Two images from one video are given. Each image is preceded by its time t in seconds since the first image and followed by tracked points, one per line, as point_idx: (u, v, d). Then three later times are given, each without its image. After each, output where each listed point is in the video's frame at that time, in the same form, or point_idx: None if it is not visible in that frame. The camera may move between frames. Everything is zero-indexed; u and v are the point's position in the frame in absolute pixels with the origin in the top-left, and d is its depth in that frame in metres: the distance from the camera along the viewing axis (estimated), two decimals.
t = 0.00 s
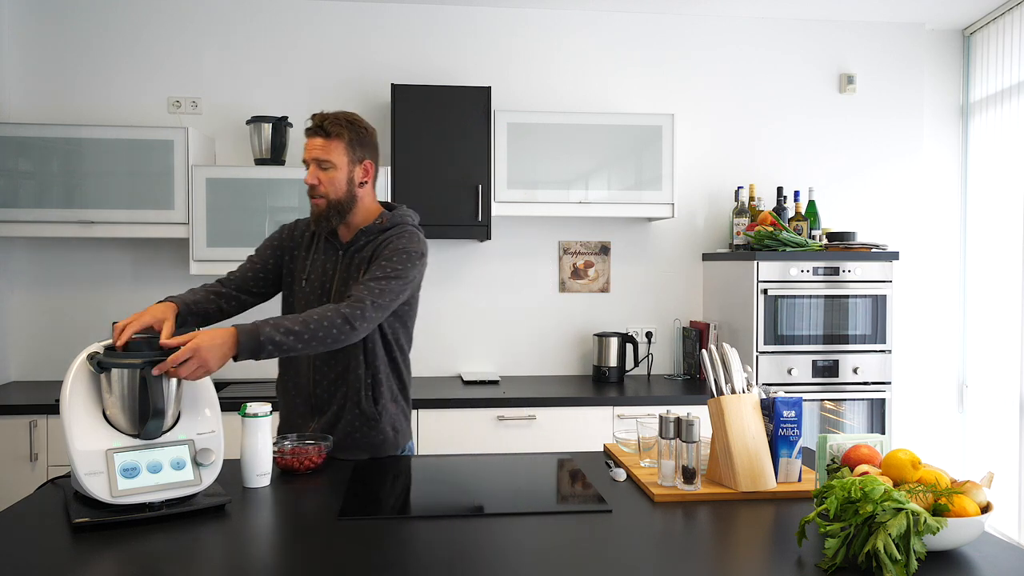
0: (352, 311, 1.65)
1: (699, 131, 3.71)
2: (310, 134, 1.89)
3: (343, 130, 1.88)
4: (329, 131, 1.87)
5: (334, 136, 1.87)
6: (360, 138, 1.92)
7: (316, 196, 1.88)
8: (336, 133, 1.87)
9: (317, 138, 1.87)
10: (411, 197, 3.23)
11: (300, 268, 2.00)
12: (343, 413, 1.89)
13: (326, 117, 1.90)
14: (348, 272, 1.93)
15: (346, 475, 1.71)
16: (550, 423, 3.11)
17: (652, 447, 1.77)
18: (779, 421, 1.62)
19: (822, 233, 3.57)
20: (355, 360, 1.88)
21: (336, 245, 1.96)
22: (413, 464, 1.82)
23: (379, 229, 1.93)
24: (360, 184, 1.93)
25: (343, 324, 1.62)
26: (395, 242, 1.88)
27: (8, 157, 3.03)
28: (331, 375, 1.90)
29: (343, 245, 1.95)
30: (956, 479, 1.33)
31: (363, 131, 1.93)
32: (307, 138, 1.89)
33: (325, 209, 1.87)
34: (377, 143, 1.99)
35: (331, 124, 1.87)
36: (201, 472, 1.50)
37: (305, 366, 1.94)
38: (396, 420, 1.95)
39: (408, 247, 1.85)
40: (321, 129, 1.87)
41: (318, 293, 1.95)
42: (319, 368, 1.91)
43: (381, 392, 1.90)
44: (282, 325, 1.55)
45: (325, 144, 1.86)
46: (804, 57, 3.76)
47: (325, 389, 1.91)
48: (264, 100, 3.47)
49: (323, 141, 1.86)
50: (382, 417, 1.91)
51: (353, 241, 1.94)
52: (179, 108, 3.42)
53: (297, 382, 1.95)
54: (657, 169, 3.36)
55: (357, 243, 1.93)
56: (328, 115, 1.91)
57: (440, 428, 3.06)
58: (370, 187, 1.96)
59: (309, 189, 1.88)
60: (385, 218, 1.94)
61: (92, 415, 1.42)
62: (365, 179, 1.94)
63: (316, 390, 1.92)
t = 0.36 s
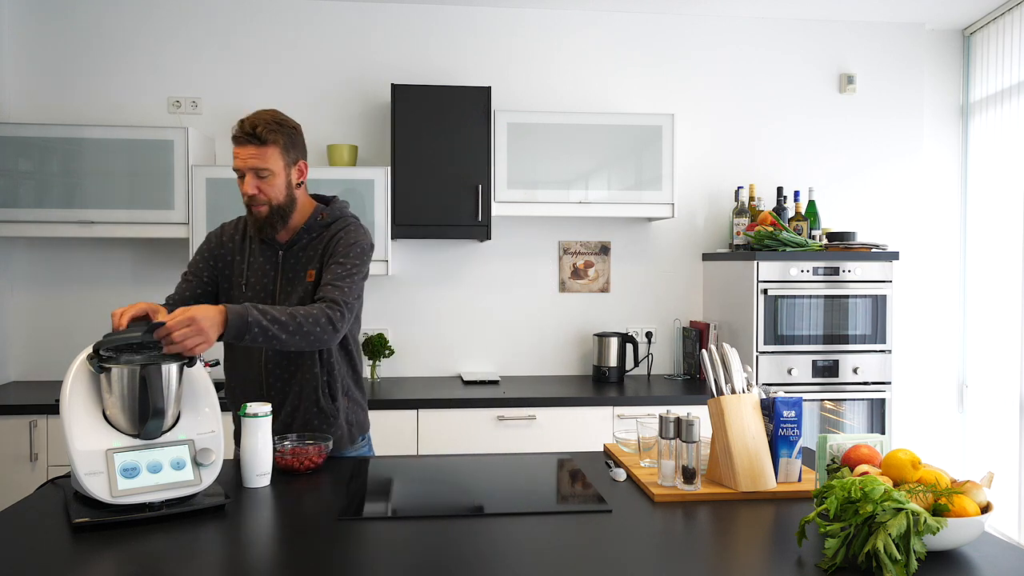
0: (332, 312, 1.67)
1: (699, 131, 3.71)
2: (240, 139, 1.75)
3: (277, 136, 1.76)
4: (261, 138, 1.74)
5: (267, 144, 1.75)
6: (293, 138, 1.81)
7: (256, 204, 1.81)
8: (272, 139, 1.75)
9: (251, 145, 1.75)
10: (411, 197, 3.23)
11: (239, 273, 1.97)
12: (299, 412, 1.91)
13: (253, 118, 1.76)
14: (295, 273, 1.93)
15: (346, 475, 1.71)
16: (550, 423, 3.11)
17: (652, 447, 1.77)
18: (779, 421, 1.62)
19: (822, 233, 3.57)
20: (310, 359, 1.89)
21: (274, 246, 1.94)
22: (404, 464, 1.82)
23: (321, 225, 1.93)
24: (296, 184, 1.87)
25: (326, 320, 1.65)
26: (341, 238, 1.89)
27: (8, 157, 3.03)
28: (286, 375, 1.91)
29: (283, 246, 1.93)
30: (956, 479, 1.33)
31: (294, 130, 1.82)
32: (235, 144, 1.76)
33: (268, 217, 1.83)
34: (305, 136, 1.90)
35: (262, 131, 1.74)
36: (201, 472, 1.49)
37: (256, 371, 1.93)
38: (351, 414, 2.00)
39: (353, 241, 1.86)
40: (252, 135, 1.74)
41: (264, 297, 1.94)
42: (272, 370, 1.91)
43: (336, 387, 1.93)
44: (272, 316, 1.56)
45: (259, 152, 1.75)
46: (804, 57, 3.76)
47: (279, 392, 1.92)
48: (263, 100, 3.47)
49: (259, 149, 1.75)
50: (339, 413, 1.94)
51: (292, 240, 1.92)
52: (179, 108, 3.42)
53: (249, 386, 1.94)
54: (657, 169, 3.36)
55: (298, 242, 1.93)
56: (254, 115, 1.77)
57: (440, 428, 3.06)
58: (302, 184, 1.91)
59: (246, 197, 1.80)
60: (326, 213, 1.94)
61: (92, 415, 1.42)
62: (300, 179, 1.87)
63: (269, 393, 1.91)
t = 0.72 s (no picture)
0: (318, 320, 1.74)
1: (699, 131, 3.71)
2: (251, 146, 1.72)
3: (289, 151, 1.76)
4: (276, 151, 1.74)
5: (278, 157, 1.75)
6: (300, 152, 1.82)
7: (253, 212, 1.79)
8: (284, 153, 1.75)
9: (262, 155, 1.73)
10: (412, 197, 3.23)
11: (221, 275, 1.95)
12: (288, 416, 1.92)
13: (268, 128, 1.73)
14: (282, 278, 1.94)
15: (346, 475, 1.71)
16: (550, 423, 3.11)
17: (652, 447, 1.77)
18: (779, 421, 1.62)
19: (822, 233, 3.57)
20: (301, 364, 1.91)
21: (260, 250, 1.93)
22: (406, 464, 1.83)
23: (310, 231, 1.94)
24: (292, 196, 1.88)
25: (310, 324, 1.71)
26: (333, 246, 1.92)
27: (8, 157, 3.03)
28: (275, 380, 1.92)
29: (270, 249, 1.93)
30: (956, 479, 1.33)
31: (301, 144, 1.82)
32: (246, 150, 1.73)
33: (262, 226, 1.83)
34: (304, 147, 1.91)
35: (278, 144, 1.73)
36: (201, 472, 1.50)
37: (240, 375, 1.91)
38: (339, 418, 2.01)
39: (347, 252, 1.90)
40: (266, 146, 1.73)
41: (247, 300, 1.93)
42: (259, 374, 1.91)
43: (326, 393, 1.96)
44: (271, 304, 1.65)
45: (270, 163, 1.74)
46: (804, 57, 3.76)
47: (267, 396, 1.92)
48: (263, 100, 3.47)
49: (270, 160, 1.74)
50: (327, 417, 1.96)
51: (279, 245, 1.93)
52: (179, 108, 3.42)
53: (233, 390, 1.92)
54: (657, 169, 3.36)
55: (286, 246, 1.93)
56: (267, 124, 1.74)
57: (440, 428, 3.06)
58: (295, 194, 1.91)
59: (245, 204, 1.78)
60: (315, 217, 1.95)
61: (92, 415, 1.42)
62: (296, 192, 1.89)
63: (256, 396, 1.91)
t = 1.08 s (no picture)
0: (343, 338, 1.82)
1: (699, 131, 3.71)
2: (225, 148, 1.71)
3: (265, 150, 1.74)
4: (250, 151, 1.71)
5: (254, 157, 1.73)
6: (278, 152, 1.79)
7: (233, 215, 1.77)
8: (259, 152, 1.73)
9: (237, 156, 1.72)
10: (411, 197, 3.23)
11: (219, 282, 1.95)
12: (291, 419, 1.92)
13: (243, 128, 1.72)
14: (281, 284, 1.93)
15: (347, 475, 1.71)
16: (551, 422, 3.11)
17: (652, 447, 1.77)
18: (779, 421, 1.62)
19: (822, 233, 3.57)
20: (303, 370, 1.91)
21: (257, 257, 1.94)
22: (406, 464, 1.83)
23: (306, 235, 1.93)
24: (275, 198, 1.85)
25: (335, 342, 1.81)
26: (332, 252, 1.92)
27: (8, 157, 3.03)
28: (277, 385, 1.92)
29: (266, 254, 1.93)
30: (956, 479, 1.33)
31: (280, 143, 1.80)
32: (221, 152, 1.71)
33: (243, 229, 1.80)
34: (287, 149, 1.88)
35: (253, 144, 1.71)
36: (201, 472, 1.50)
37: (243, 381, 1.92)
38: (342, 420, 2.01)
39: (348, 258, 1.92)
40: (240, 147, 1.71)
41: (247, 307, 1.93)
42: (261, 381, 1.91)
43: (329, 397, 1.95)
44: (294, 326, 1.77)
45: (245, 164, 1.72)
46: (804, 57, 3.76)
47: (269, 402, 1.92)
48: (263, 100, 3.47)
49: (245, 160, 1.72)
50: (331, 421, 1.96)
51: (275, 249, 1.93)
52: (179, 108, 3.42)
53: (235, 396, 1.93)
54: (656, 169, 3.36)
55: (282, 251, 1.93)
56: (243, 125, 1.73)
57: (440, 428, 3.06)
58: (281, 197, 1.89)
59: (224, 207, 1.76)
60: (309, 220, 1.94)
61: (92, 415, 1.42)
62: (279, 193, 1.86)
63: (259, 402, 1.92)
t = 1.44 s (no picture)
0: (372, 318, 1.91)
1: (698, 131, 3.71)
2: (203, 136, 1.72)
3: (242, 135, 1.74)
4: (227, 136, 1.72)
5: (232, 141, 1.73)
6: (257, 139, 1.80)
7: (217, 203, 1.76)
8: (236, 137, 1.73)
9: (215, 142, 1.72)
10: (411, 197, 3.23)
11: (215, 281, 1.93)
12: (303, 412, 1.94)
13: (219, 116, 1.73)
14: (282, 274, 1.93)
15: (347, 475, 1.71)
16: (551, 423, 3.11)
17: (652, 447, 1.77)
18: (779, 421, 1.62)
19: (822, 233, 3.57)
20: (314, 358, 1.94)
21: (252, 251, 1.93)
22: (409, 463, 1.83)
23: (299, 223, 1.95)
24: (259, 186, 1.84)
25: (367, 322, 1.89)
26: (331, 236, 1.95)
27: (8, 157, 3.03)
28: (288, 378, 1.93)
29: (262, 246, 1.93)
30: (956, 479, 1.33)
31: (258, 131, 1.80)
32: (199, 140, 1.72)
33: (228, 216, 1.79)
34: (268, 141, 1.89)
35: (228, 128, 1.72)
36: (201, 472, 1.50)
37: (251, 377, 1.92)
38: (352, 408, 2.05)
39: (349, 241, 1.96)
40: (217, 132, 1.72)
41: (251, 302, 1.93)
42: (271, 373, 1.92)
43: (339, 384, 1.98)
44: (329, 318, 1.82)
45: (223, 149, 1.72)
46: (804, 57, 3.76)
47: (279, 395, 1.93)
48: (263, 100, 3.46)
49: (223, 146, 1.72)
50: (343, 408, 1.99)
51: (270, 240, 1.93)
52: (179, 108, 3.41)
53: (244, 394, 1.92)
54: (656, 169, 3.36)
55: (279, 241, 1.94)
56: (219, 113, 1.74)
57: (440, 428, 3.06)
58: (266, 186, 1.88)
59: (207, 196, 1.75)
60: (299, 208, 1.95)
61: (92, 415, 1.42)
62: (262, 181, 1.85)
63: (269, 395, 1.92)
